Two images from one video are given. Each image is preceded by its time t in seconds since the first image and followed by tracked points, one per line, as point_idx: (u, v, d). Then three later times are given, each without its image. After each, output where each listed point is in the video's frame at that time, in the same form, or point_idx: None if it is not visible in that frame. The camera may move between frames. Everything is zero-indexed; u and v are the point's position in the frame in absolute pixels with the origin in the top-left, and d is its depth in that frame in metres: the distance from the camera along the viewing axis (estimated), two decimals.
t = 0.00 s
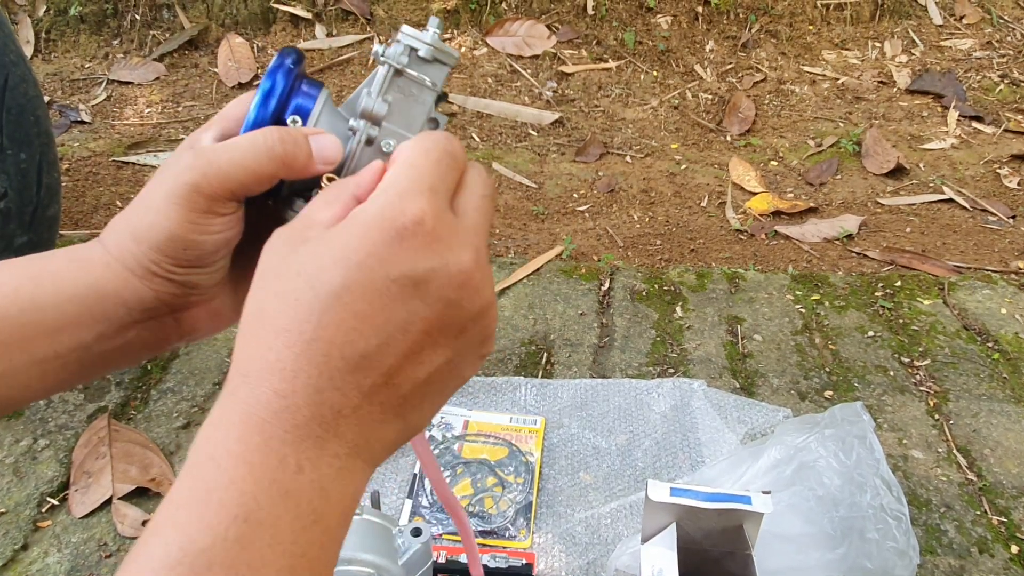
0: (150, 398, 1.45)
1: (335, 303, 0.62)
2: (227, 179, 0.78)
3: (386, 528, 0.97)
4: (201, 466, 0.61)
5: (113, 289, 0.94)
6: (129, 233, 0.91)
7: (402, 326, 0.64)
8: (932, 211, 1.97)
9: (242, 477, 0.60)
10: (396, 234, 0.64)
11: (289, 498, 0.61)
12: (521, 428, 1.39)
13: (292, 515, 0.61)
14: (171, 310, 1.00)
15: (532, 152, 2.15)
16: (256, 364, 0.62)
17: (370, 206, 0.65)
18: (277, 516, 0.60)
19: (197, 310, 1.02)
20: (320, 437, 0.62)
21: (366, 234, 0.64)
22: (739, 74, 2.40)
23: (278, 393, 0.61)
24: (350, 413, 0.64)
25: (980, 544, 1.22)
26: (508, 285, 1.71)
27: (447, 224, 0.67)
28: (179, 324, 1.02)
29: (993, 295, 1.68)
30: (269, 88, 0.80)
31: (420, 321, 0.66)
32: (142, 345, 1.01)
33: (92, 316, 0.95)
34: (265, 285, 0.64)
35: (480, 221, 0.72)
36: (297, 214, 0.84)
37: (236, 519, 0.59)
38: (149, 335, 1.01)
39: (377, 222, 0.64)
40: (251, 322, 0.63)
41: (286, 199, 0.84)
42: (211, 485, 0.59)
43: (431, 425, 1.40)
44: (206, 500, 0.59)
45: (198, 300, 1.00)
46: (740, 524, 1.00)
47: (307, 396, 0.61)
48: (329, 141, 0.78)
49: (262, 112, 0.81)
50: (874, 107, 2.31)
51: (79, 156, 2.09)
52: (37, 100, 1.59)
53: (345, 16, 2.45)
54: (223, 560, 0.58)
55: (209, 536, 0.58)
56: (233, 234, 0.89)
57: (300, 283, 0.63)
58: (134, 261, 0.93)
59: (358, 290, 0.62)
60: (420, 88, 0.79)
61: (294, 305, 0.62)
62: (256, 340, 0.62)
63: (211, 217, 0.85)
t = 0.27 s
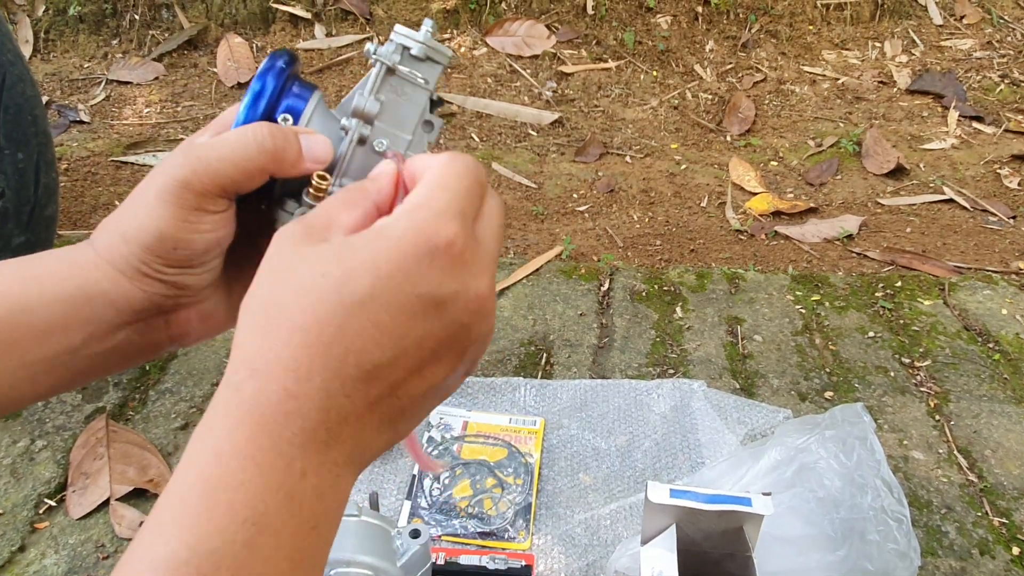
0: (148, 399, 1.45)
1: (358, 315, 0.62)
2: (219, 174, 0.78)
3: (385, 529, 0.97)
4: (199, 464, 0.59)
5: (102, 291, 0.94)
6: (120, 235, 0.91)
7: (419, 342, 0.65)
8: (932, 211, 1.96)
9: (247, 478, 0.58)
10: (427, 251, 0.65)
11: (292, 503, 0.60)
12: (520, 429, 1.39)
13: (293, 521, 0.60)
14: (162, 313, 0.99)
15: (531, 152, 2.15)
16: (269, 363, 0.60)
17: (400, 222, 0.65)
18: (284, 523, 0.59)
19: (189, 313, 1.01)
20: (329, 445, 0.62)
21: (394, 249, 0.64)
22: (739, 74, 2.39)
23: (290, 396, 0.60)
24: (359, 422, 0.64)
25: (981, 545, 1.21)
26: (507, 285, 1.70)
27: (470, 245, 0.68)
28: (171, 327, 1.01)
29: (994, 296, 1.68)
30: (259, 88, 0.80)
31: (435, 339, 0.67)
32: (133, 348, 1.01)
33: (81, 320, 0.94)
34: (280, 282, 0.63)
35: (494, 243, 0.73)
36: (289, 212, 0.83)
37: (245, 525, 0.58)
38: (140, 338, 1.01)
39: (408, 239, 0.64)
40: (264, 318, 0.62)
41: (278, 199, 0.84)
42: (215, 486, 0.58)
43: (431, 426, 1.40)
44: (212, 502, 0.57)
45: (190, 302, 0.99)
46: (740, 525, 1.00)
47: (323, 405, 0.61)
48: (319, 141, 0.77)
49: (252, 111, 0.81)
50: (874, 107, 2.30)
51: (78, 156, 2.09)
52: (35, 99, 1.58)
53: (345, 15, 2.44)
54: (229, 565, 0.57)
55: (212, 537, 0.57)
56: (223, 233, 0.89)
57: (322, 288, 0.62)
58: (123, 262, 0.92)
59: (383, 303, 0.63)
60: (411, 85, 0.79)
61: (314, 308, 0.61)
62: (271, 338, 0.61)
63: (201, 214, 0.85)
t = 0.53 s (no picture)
0: (146, 399, 1.45)
1: (355, 303, 0.62)
2: (201, 172, 0.76)
3: (385, 530, 0.97)
4: (196, 458, 0.58)
5: (81, 277, 0.93)
6: (94, 222, 0.89)
7: (417, 332, 0.65)
8: (933, 212, 1.96)
9: (243, 473, 0.58)
10: (425, 239, 0.64)
11: (288, 494, 0.59)
12: (520, 429, 1.39)
13: (290, 514, 0.60)
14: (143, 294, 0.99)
15: (531, 152, 2.15)
16: (264, 355, 0.60)
17: (396, 210, 0.65)
18: (283, 517, 0.59)
19: (171, 292, 1.01)
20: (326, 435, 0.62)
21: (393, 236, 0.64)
22: (739, 74, 2.39)
23: (288, 388, 0.60)
24: (356, 413, 0.64)
25: (981, 546, 1.21)
26: (507, 285, 1.70)
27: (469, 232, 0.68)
28: (152, 305, 1.02)
29: (994, 296, 1.67)
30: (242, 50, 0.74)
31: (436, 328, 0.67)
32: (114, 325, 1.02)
33: (63, 304, 0.94)
34: (275, 271, 0.62)
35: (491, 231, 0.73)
36: (274, 195, 0.83)
37: (245, 522, 0.57)
38: (122, 316, 1.01)
39: (406, 227, 0.64)
40: (260, 306, 0.61)
41: (263, 181, 0.83)
42: (211, 481, 0.57)
43: (431, 426, 1.40)
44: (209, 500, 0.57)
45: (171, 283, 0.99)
46: (740, 526, 1.00)
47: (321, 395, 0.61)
48: (304, 129, 0.75)
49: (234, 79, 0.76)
50: (874, 107, 2.30)
51: (77, 156, 2.08)
52: (33, 99, 1.58)
53: (345, 15, 2.44)
54: (228, 564, 0.56)
55: (211, 532, 0.56)
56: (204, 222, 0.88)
57: (319, 277, 0.62)
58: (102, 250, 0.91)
59: (380, 292, 0.63)
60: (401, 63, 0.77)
61: (310, 298, 0.61)
62: (267, 328, 0.61)
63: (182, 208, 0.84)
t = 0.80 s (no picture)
0: (146, 400, 1.44)
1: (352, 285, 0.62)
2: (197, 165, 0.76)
3: (385, 531, 0.97)
4: (200, 447, 0.58)
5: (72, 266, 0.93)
6: (86, 210, 0.89)
7: (417, 310, 0.65)
8: (933, 212, 1.96)
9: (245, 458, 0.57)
10: (418, 221, 0.65)
11: (295, 479, 0.59)
12: (520, 430, 1.39)
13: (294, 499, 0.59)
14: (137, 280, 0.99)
15: (531, 152, 2.15)
16: (267, 337, 0.60)
17: (391, 194, 0.66)
18: (288, 495, 0.58)
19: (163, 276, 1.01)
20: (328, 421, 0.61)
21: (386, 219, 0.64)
22: (739, 75, 2.39)
23: (288, 372, 0.59)
24: (360, 402, 0.63)
25: (982, 547, 1.21)
26: (507, 286, 1.70)
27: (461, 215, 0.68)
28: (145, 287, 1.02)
29: (995, 297, 1.67)
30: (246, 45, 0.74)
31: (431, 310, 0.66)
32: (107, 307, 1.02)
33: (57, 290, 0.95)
34: (273, 260, 0.63)
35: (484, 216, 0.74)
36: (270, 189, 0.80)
37: (248, 498, 0.57)
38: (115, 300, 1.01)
39: (401, 209, 0.64)
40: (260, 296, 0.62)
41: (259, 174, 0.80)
42: (217, 468, 0.57)
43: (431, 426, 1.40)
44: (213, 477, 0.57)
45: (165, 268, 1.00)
46: (741, 528, 1.00)
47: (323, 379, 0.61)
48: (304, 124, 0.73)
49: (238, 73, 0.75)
50: (874, 108, 2.30)
51: (77, 156, 2.08)
52: (33, 99, 1.58)
53: (345, 16, 2.44)
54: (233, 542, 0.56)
55: (219, 522, 0.56)
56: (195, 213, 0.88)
57: (316, 262, 0.62)
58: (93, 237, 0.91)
59: (377, 275, 0.63)
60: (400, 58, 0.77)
61: (308, 283, 0.61)
62: (267, 317, 0.61)
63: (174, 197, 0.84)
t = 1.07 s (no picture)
0: (145, 400, 1.44)
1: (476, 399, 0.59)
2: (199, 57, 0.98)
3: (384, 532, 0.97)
4: (303, 522, 0.52)
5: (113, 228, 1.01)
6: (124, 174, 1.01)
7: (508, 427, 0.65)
8: (933, 213, 1.95)
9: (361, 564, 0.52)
10: (538, 344, 0.64)
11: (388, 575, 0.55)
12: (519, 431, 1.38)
13: None
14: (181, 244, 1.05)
15: (530, 153, 2.14)
16: (390, 437, 0.54)
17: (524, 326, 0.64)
18: None
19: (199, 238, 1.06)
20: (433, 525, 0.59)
21: (506, 333, 0.63)
22: (738, 75, 2.39)
23: (407, 475, 0.55)
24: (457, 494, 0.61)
25: (982, 548, 1.21)
26: (507, 287, 1.70)
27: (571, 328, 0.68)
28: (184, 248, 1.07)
29: (995, 297, 1.67)
30: None
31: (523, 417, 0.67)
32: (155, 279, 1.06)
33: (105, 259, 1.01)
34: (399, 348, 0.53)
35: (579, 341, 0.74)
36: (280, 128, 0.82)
37: None
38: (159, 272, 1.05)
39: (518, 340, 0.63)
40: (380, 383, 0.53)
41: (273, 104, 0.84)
42: (320, 549, 0.51)
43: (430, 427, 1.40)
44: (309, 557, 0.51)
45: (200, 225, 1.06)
46: (741, 529, 0.99)
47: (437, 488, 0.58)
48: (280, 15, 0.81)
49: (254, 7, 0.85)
50: (874, 108, 2.30)
51: (76, 156, 2.08)
52: (31, 99, 1.57)
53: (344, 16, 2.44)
54: None
55: None
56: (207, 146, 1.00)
57: (445, 364, 0.57)
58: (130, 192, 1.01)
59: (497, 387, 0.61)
60: None
61: (436, 387, 0.56)
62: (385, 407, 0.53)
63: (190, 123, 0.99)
